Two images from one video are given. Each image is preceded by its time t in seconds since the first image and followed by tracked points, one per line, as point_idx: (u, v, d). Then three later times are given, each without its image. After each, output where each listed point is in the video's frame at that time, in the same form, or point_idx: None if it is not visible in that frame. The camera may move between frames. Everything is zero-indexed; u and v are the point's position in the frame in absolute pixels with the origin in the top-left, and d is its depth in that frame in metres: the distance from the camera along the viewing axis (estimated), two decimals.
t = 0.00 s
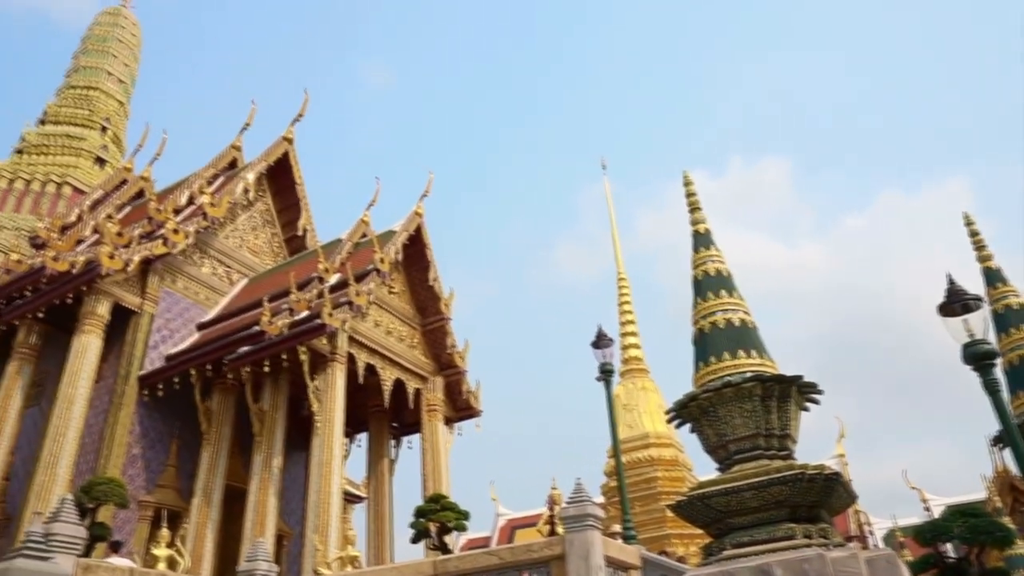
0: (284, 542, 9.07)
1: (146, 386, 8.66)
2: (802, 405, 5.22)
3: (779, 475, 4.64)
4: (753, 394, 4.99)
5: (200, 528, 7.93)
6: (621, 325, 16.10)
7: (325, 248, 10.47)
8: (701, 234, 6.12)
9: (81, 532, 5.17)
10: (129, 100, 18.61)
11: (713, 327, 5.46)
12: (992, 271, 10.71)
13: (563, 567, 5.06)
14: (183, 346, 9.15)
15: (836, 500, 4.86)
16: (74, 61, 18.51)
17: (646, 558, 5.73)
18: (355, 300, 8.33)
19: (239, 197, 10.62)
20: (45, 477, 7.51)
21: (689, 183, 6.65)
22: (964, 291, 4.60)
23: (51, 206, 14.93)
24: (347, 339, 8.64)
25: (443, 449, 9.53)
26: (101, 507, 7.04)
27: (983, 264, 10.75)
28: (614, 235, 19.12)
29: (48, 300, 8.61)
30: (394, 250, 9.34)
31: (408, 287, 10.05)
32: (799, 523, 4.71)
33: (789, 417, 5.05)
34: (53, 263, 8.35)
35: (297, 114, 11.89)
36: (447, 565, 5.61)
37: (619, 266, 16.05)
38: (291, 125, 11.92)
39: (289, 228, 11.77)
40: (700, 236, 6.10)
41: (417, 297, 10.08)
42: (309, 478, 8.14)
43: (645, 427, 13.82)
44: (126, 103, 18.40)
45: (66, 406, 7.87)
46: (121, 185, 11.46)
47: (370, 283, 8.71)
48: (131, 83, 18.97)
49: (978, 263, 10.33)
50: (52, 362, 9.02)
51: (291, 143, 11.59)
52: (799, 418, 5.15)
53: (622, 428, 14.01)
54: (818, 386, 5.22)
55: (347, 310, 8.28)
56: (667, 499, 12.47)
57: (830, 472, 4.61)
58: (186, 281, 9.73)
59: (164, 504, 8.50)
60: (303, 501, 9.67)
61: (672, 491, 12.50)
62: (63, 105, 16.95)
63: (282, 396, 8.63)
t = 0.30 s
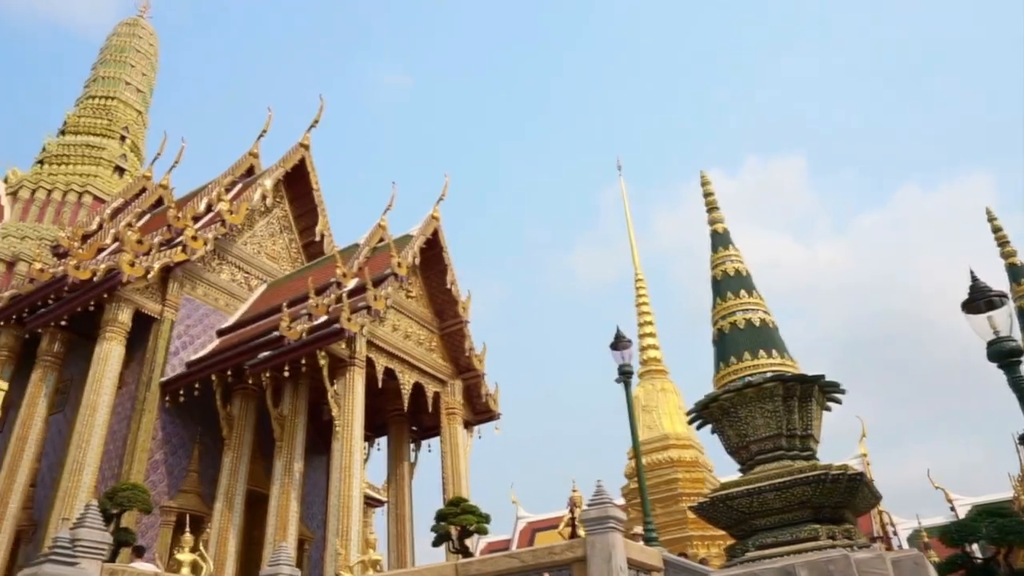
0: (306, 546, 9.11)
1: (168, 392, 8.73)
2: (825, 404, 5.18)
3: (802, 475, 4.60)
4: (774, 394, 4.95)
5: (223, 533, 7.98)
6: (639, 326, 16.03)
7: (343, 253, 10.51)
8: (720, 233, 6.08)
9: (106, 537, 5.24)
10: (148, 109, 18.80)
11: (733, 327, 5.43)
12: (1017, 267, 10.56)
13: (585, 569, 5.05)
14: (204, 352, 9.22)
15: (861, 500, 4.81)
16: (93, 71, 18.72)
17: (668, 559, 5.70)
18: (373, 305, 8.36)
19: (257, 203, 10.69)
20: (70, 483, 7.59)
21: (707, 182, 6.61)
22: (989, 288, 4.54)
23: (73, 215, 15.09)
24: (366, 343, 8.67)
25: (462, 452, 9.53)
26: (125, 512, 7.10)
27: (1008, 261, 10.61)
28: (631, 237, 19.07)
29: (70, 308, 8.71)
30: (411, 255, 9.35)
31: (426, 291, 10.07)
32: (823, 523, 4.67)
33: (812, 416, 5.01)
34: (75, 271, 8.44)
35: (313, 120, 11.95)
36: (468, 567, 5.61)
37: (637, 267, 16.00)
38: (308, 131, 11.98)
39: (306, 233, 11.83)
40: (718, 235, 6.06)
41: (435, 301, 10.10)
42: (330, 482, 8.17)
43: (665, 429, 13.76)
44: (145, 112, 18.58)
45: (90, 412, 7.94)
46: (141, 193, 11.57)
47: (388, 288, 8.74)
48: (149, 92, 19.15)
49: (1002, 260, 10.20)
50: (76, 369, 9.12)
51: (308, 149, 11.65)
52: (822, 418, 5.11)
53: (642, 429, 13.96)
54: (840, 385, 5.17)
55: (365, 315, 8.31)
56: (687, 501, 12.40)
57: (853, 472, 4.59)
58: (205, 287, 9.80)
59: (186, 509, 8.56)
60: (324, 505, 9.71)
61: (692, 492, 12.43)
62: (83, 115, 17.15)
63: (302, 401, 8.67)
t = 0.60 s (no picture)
0: (330, 548, 9.15)
1: (191, 397, 8.81)
2: (849, 402, 5.13)
3: (827, 474, 4.56)
4: (798, 392, 4.91)
5: (247, 536, 8.03)
6: (659, 326, 15.96)
7: (362, 256, 10.55)
8: (740, 231, 6.04)
9: (133, 541, 5.28)
10: (167, 118, 18.99)
11: (755, 324, 5.39)
12: None
13: (608, 570, 5.03)
14: (226, 356, 9.29)
15: (887, 498, 4.75)
16: (113, 81, 18.94)
17: (691, 559, 5.66)
18: (393, 307, 8.38)
19: (276, 208, 10.76)
20: (96, 487, 7.67)
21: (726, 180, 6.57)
22: (1014, 282, 4.46)
23: (95, 223, 15.27)
24: (386, 346, 8.71)
25: (483, 454, 9.53)
26: (151, 516, 7.17)
27: None
28: (650, 235, 18.99)
29: (94, 315, 8.81)
30: (430, 257, 9.37)
31: (445, 293, 10.09)
32: (849, 522, 4.62)
33: (836, 414, 4.96)
34: (99, 278, 8.55)
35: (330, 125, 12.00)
36: (492, 568, 5.62)
37: (655, 266, 15.92)
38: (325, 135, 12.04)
39: (325, 237, 11.88)
40: (738, 233, 6.02)
41: (454, 303, 10.11)
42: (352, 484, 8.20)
43: (686, 428, 13.69)
44: (164, 120, 18.76)
45: (115, 417, 8.03)
46: (162, 200, 11.68)
47: (407, 290, 8.76)
48: (168, 100, 19.34)
49: None
50: (100, 376, 9.22)
51: (326, 154, 11.71)
52: (846, 415, 5.06)
53: (663, 429, 13.89)
54: (864, 382, 5.12)
55: (385, 318, 8.33)
56: (711, 500, 12.32)
57: (878, 470, 4.54)
58: (226, 293, 9.88)
59: (211, 512, 8.63)
60: (347, 508, 9.75)
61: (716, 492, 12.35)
62: (103, 125, 17.36)
63: (324, 404, 8.71)
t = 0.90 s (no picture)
0: (353, 549, 9.20)
1: (214, 400, 8.88)
2: (874, 398, 5.07)
3: (852, 470, 4.52)
4: (822, 388, 4.87)
5: (271, 537, 8.09)
6: (678, 324, 15.88)
7: (380, 258, 10.59)
8: (760, 227, 5.99)
9: (160, 543, 5.32)
10: (186, 124, 19.16)
11: (777, 321, 5.35)
12: None
13: (632, 569, 5.01)
14: (247, 359, 9.36)
15: (914, 495, 4.70)
16: (132, 89, 19.13)
17: (715, 557, 5.63)
18: (412, 309, 8.40)
19: (295, 212, 10.82)
20: (123, 491, 7.76)
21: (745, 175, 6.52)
22: None
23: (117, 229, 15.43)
24: (406, 347, 8.73)
25: (505, 454, 9.53)
26: (177, 518, 7.23)
27: None
28: (668, 232, 18.89)
29: (118, 320, 8.91)
30: (448, 258, 9.38)
31: (463, 294, 10.10)
32: (876, 519, 4.57)
33: (860, 410, 4.91)
34: (122, 284, 8.64)
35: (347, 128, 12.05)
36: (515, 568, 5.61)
37: (674, 263, 15.85)
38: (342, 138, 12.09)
39: (344, 240, 11.94)
40: (758, 229, 5.98)
41: (473, 303, 10.12)
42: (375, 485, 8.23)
43: (708, 426, 13.62)
44: (183, 126, 18.93)
45: (140, 421, 8.12)
46: (182, 206, 11.79)
47: (426, 291, 8.78)
48: (187, 106, 19.51)
49: None
50: (125, 381, 9.32)
51: (343, 157, 11.76)
52: (871, 411, 5.00)
53: (685, 427, 13.83)
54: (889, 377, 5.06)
55: (404, 319, 8.36)
56: (734, 498, 12.24)
57: (905, 466, 4.49)
58: (247, 296, 9.95)
59: (235, 514, 8.70)
60: (370, 509, 9.80)
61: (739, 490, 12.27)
62: (124, 132, 17.55)
63: (345, 406, 8.74)
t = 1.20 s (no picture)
0: (378, 550, 9.24)
1: (238, 403, 8.96)
2: (901, 393, 5.01)
3: (880, 466, 4.47)
4: (847, 383, 4.82)
5: (297, 539, 8.15)
6: (700, 322, 15.78)
7: (400, 260, 10.63)
8: (781, 222, 5.95)
9: (187, 545, 5.38)
10: (206, 130, 19.34)
11: (800, 317, 5.30)
12: None
13: (657, 568, 4.98)
14: (270, 363, 9.44)
15: (943, 491, 4.64)
16: (153, 97, 19.34)
17: (742, 556, 5.59)
18: (433, 310, 8.43)
19: (315, 215, 10.88)
20: (150, 494, 7.85)
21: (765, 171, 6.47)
22: None
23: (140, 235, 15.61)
24: (427, 348, 8.76)
25: (527, 454, 9.53)
26: (204, 521, 7.30)
27: None
28: (687, 229, 18.79)
29: (142, 325, 9.02)
30: (468, 258, 9.40)
31: (484, 294, 10.11)
32: (905, 515, 4.51)
33: (887, 406, 4.86)
34: (146, 290, 8.75)
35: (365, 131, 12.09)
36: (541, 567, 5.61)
37: (694, 260, 15.76)
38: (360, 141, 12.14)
39: (363, 242, 11.99)
40: (779, 224, 5.93)
41: (493, 303, 10.12)
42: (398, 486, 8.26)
43: (731, 423, 13.54)
44: (203, 132, 19.11)
45: (166, 425, 8.21)
46: (204, 211, 11.90)
47: (446, 292, 8.80)
48: (206, 113, 19.69)
49: None
50: (150, 385, 9.43)
51: (361, 160, 11.81)
52: (898, 407, 4.94)
53: (708, 425, 13.75)
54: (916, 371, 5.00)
55: (425, 320, 8.38)
56: (759, 496, 12.15)
57: (934, 461, 4.44)
58: (269, 300, 10.03)
59: (261, 517, 8.77)
60: (394, 510, 9.84)
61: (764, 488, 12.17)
62: (145, 140, 17.76)
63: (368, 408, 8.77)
